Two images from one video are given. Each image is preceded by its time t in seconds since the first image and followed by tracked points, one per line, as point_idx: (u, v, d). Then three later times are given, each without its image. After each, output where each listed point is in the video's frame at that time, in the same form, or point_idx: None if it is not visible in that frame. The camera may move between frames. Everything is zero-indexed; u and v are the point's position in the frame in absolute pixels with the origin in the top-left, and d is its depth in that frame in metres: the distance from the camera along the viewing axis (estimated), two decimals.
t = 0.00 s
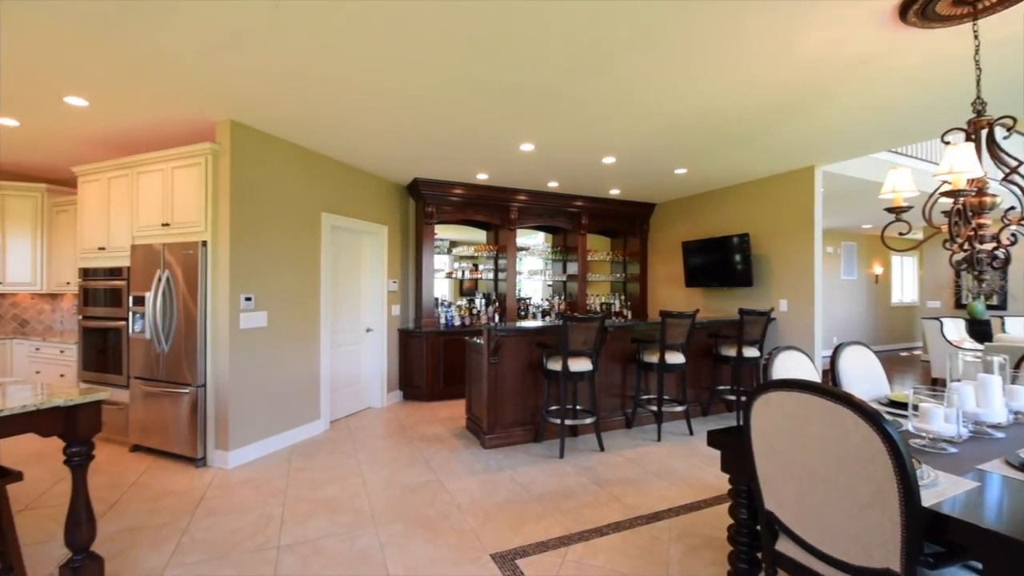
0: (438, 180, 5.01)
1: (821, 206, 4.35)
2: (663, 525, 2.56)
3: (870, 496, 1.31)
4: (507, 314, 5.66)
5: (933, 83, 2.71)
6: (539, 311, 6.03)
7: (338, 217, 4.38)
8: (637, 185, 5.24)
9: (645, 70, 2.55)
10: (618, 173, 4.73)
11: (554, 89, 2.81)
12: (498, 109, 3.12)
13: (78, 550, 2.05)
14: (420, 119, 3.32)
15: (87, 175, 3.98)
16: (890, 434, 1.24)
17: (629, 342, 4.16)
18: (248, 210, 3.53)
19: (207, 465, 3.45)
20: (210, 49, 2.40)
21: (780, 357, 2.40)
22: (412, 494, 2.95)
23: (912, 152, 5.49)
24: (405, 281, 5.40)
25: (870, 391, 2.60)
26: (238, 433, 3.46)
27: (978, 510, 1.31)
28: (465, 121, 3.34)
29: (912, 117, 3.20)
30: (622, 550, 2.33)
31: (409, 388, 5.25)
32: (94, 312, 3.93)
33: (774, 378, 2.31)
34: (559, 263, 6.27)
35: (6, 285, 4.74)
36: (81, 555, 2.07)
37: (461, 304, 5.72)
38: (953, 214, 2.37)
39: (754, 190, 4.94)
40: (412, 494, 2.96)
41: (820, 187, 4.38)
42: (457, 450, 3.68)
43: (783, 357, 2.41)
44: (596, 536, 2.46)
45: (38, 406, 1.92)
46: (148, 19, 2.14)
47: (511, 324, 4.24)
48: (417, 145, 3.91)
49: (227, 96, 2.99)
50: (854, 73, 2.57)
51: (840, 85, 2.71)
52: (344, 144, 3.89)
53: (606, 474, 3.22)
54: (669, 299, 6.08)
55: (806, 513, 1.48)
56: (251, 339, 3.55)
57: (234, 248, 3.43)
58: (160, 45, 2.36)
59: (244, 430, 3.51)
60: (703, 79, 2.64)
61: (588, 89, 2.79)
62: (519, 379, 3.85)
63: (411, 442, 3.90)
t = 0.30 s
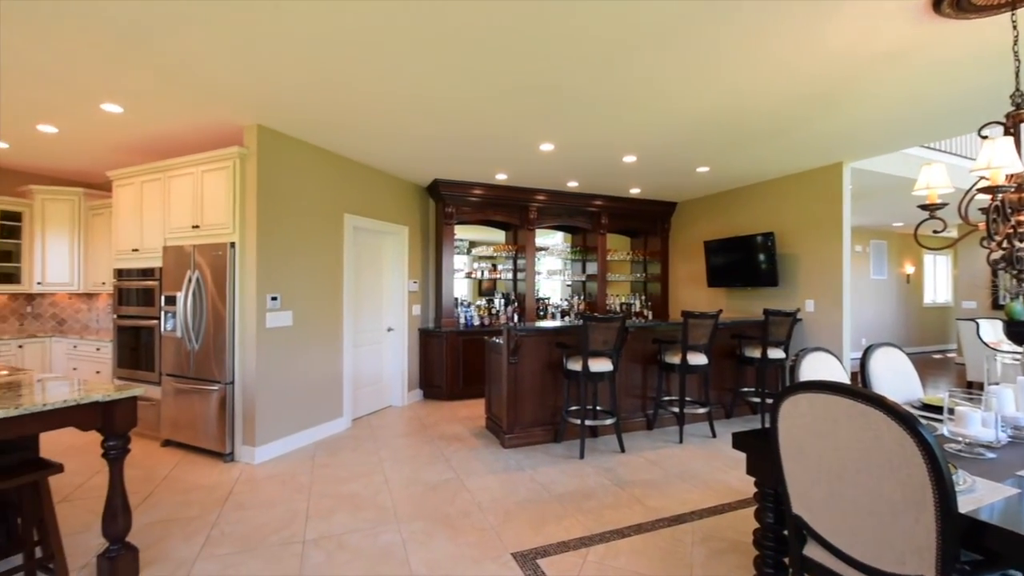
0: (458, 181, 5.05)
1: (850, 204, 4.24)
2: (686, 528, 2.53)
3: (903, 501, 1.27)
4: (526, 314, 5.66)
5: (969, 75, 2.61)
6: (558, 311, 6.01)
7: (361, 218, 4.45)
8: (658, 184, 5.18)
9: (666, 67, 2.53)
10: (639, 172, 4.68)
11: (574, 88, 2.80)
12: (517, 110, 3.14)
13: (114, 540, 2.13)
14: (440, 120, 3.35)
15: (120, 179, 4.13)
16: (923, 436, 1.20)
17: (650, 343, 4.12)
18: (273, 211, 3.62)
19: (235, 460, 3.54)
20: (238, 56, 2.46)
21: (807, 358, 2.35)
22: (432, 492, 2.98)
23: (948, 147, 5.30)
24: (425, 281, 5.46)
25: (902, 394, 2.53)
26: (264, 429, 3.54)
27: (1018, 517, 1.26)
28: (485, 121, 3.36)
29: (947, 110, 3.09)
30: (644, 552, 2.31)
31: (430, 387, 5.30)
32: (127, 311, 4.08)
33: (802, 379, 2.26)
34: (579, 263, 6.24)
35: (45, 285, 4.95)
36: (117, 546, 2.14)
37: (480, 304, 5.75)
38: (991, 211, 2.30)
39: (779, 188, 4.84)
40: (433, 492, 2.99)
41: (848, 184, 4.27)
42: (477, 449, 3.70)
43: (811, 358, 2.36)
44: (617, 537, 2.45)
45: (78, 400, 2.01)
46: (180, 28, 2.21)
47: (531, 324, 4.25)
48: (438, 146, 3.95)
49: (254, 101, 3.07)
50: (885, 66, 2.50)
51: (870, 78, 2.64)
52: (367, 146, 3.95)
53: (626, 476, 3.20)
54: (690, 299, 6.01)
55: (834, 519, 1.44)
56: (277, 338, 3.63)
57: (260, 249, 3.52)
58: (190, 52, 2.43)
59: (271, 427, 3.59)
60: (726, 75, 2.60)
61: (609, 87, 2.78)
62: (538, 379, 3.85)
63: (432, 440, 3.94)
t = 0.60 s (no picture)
0: (478, 182, 5.08)
1: (880, 202, 4.12)
2: (710, 531, 2.50)
3: (939, 507, 1.22)
4: (546, 314, 5.66)
5: (1009, 66, 2.51)
6: (578, 311, 5.99)
7: (382, 219, 4.52)
8: (679, 182, 5.12)
9: (689, 64, 2.50)
10: (660, 170, 4.64)
11: (594, 87, 2.80)
12: (537, 109, 3.15)
13: (149, 531, 2.21)
14: (460, 121, 3.38)
15: (153, 182, 4.27)
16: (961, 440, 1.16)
17: (672, 343, 4.07)
18: (299, 213, 3.70)
19: (262, 456, 3.64)
20: (266, 62, 2.53)
21: (837, 360, 2.30)
22: (454, 490, 3.01)
23: (985, 141, 5.10)
24: (445, 281, 5.51)
25: (937, 398, 2.45)
26: (290, 426, 3.63)
27: None
28: (505, 122, 3.38)
29: (984, 102, 2.98)
30: (666, 554, 2.29)
31: (450, 387, 5.35)
32: (160, 310, 4.22)
33: (831, 381, 2.21)
34: (599, 263, 6.20)
35: (83, 285, 5.16)
36: (152, 537, 2.22)
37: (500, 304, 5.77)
38: None
39: (805, 185, 4.74)
40: (455, 490, 3.02)
41: (879, 182, 4.15)
42: (497, 448, 3.72)
43: (840, 360, 2.30)
44: (639, 539, 2.43)
45: (116, 396, 2.09)
46: (211, 36, 2.29)
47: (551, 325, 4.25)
48: (458, 147, 3.98)
49: (280, 106, 3.15)
50: (917, 58, 2.42)
51: (901, 71, 2.56)
52: (388, 148, 4.01)
53: (648, 477, 3.18)
54: (713, 299, 5.92)
55: (867, 524, 1.40)
56: (302, 337, 3.71)
57: (286, 250, 3.60)
58: (220, 59, 2.51)
59: (296, 424, 3.67)
60: (751, 71, 2.56)
61: (630, 85, 2.76)
62: (558, 379, 3.85)
63: (453, 439, 3.98)
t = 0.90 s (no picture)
0: (498, 182, 5.10)
1: (914, 199, 3.98)
2: (736, 536, 2.46)
3: (981, 515, 1.16)
4: (566, 314, 5.64)
5: None
6: (598, 312, 5.95)
7: (405, 220, 4.58)
8: (702, 180, 5.04)
9: (713, 61, 2.47)
10: (682, 168, 4.58)
11: (616, 86, 2.78)
12: (559, 109, 3.14)
13: (183, 524, 2.29)
14: (482, 122, 3.41)
15: (185, 186, 4.42)
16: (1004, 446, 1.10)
17: (695, 344, 4.02)
18: (324, 215, 3.78)
19: (289, 452, 3.72)
20: (293, 67, 2.60)
21: (869, 362, 2.23)
22: (476, 489, 3.04)
23: None
24: (466, 281, 5.55)
25: (976, 402, 2.37)
26: (316, 423, 3.71)
27: None
28: (526, 122, 3.39)
29: None
30: (691, 558, 2.26)
31: (471, 386, 5.38)
32: (191, 309, 4.36)
33: (863, 384, 2.15)
34: (620, 263, 6.16)
35: (119, 285, 5.37)
36: (186, 529, 2.30)
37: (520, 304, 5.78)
38: None
39: (834, 183, 4.62)
40: (476, 489, 3.04)
41: (912, 178, 4.01)
42: (519, 448, 3.73)
43: (873, 362, 2.24)
44: (662, 542, 2.41)
45: (153, 393, 2.16)
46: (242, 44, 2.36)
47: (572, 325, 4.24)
48: (479, 148, 4.01)
49: (306, 110, 3.22)
50: (955, 50, 2.34)
51: (937, 64, 2.48)
52: (411, 150, 4.06)
53: (671, 480, 3.14)
54: (737, 299, 5.81)
55: (905, 532, 1.35)
56: (327, 337, 3.79)
57: (312, 251, 3.68)
58: (250, 66, 2.59)
59: (322, 422, 3.76)
60: (777, 66, 2.51)
61: (653, 82, 2.72)
62: (579, 380, 3.84)
63: (474, 438, 4.01)
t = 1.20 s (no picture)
0: (519, 182, 5.11)
1: (951, 196, 3.83)
2: (763, 541, 2.41)
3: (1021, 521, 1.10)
4: (587, 314, 5.61)
5: None
6: (620, 312, 5.90)
7: (427, 221, 4.62)
8: (727, 178, 4.95)
9: (739, 56, 2.42)
10: (706, 166, 4.50)
11: (638, 84, 2.76)
12: (580, 108, 3.13)
13: (215, 516, 2.36)
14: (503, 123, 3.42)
15: (215, 189, 4.56)
16: None
17: (720, 345, 3.95)
18: (349, 217, 3.85)
19: (314, 449, 3.81)
20: (320, 72, 2.66)
21: (905, 364, 2.16)
22: (498, 488, 3.05)
23: None
24: (487, 280, 5.57)
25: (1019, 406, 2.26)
26: (340, 421, 3.78)
27: None
28: (547, 122, 3.39)
29: None
30: (717, 563, 2.23)
31: (492, 386, 5.40)
32: (222, 309, 4.50)
33: (897, 386, 2.08)
34: (642, 262, 6.09)
35: (154, 285, 5.57)
36: (218, 522, 2.37)
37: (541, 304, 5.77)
38: None
39: (866, 179, 4.48)
40: (498, 488, 3.06)
41: (949, 174, 3.86)
42: (540, 448, 3.73)
43: (908, 364, 2.16)
44: (687, 546, 2.37)
45: (187, 389, 2.24)
46: (271, 50, 2.42)
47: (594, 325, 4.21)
48: (500, 149, 4.02)
49: (332, 114, 3.29)
50: (995, 39, 2.25)
51: (975, 54, 2.38)
52: (433, 151, 4.10)
53: (695, 483, 3.10)
54: (763, 299, 5.68)
55: (941, 541, 1.29)
56: (351, 336, 3.86)
57: (337, 252, 3.76)
58: (279, 72, 2.66)
59: (346, 419, 3.83)
60: (806, 61, 2.45)
61: (677, 79, 2.69)
62: (601, 380, 3.81)
63: (496, 438, 4.02)
